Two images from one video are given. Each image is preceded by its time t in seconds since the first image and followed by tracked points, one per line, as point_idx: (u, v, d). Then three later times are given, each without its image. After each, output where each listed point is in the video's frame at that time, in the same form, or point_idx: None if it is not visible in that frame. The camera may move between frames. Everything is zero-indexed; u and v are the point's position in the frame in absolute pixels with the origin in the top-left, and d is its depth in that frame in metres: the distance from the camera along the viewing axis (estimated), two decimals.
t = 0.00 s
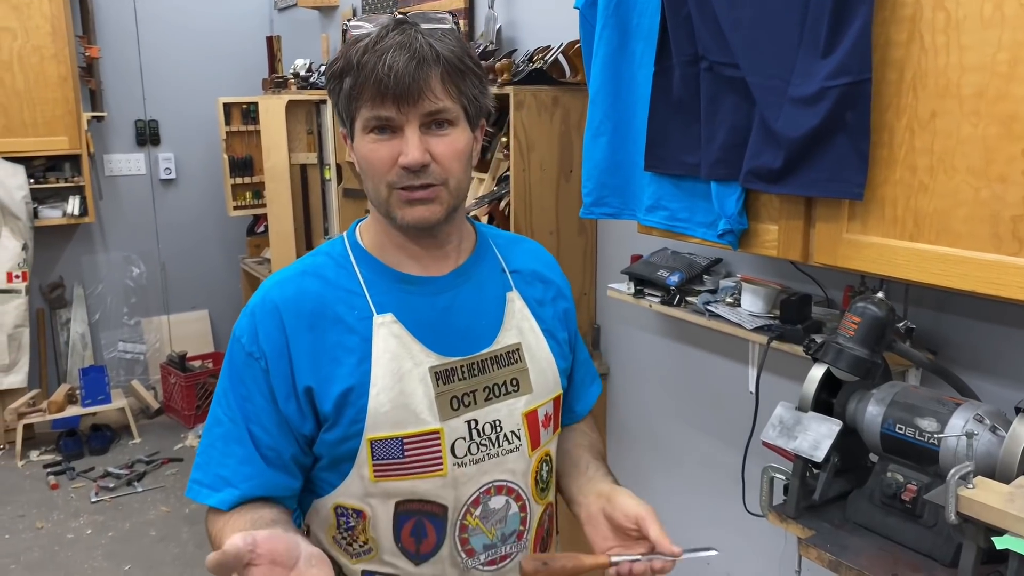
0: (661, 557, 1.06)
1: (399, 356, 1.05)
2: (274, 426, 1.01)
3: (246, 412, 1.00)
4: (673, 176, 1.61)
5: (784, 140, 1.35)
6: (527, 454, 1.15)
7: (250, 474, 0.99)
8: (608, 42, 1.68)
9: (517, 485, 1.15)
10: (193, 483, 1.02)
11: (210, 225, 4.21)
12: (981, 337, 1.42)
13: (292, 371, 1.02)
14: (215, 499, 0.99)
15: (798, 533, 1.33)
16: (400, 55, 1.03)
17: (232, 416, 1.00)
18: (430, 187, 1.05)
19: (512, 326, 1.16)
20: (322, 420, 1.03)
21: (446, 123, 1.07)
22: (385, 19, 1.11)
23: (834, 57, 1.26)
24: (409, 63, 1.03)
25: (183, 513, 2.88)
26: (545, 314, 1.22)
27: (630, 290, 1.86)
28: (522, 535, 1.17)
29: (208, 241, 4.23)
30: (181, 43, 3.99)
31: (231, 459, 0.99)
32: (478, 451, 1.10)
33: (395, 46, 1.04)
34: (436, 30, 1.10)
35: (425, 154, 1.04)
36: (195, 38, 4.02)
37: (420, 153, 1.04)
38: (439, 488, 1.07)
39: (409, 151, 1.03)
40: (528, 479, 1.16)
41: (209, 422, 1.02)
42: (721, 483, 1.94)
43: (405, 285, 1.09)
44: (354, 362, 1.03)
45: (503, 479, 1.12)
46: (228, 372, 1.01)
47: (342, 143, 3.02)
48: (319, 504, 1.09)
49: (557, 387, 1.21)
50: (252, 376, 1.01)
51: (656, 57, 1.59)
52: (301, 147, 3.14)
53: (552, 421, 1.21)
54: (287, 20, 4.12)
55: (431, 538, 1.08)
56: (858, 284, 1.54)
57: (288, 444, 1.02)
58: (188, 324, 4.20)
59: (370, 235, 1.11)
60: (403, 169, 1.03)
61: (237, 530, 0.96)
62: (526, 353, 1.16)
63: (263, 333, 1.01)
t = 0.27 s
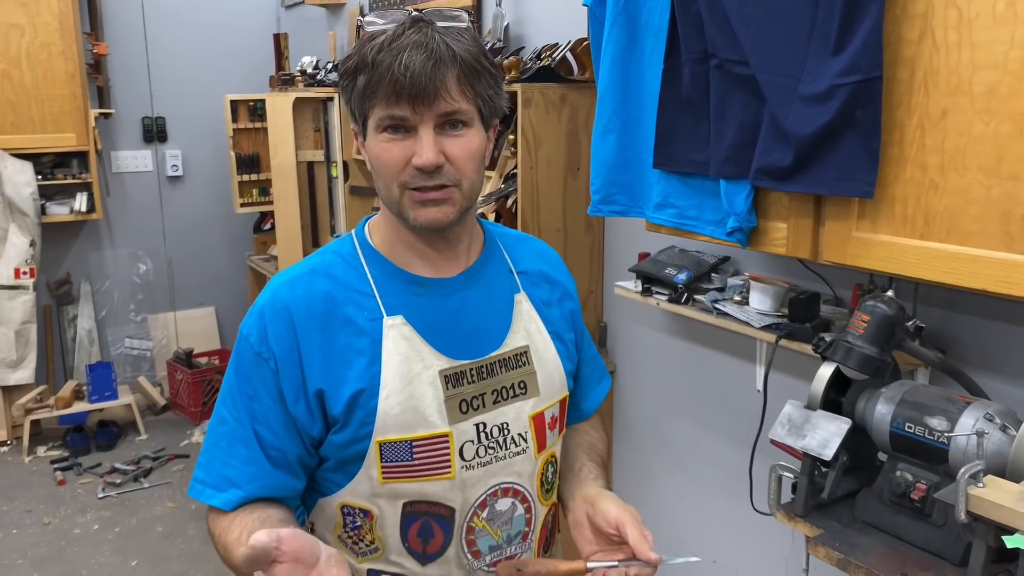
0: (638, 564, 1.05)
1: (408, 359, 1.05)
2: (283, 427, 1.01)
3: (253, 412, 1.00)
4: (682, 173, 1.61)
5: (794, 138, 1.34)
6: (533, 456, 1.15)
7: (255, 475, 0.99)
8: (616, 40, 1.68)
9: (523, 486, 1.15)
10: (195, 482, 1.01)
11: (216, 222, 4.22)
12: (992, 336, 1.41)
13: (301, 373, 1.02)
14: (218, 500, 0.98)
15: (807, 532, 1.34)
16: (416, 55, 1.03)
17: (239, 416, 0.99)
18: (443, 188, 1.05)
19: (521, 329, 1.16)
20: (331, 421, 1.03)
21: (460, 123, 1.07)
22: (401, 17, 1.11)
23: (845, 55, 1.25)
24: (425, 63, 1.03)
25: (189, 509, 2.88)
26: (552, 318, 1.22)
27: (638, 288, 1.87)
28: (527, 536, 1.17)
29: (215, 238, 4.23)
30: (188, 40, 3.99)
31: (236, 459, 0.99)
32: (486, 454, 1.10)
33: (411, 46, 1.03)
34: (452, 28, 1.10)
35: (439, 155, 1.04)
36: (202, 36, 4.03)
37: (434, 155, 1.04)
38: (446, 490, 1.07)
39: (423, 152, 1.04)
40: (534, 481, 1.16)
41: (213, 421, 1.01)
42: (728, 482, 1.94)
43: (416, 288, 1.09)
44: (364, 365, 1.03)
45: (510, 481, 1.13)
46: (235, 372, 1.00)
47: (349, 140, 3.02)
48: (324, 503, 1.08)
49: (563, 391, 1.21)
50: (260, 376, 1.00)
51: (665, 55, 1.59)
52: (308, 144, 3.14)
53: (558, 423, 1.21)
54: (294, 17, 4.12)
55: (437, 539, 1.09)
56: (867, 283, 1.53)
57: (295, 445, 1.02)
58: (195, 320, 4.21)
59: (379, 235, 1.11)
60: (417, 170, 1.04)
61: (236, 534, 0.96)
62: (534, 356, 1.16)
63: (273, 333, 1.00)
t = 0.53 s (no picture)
0: (629, 557, 1.05)
1: (413, 353, 1.05)
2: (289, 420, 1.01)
3: (260, 407, 1.00)
4: (688, 172, 1.61)
5: (801, 137, 1.34)
6: (539, 449, 1.15)
7: (264, 469, 0.99)
8: (623, 39, 1.68)
9: (531, 480, 1.15)
10: (204, 482, 1.01)
11: (221, 220, 4.22)
12: (998, 336, 1.41)
13: (306, 367, 1.02)
14: (228, 495, 0.99)
15: (812, 531, 1.33)
16: (423, 56, 1.03)
17: (247, 411, 1.00)
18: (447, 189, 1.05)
19: (524, 323, 1.17)
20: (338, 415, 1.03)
21: (466, 124, 1.07)
22: (409, 18, 1.11)
23: (852, 54, 1.25)
24: (433, 64, 1.03)
25: (194, 506, 2.89)
26: (555, 313, 1.22)
27: (643, 287, 1.87)
28: (535, 530, 1.17)
29: (220, 236, 4.24)
30: (194, 38, 4.00)
31: (245, 453, 0.99)
32: (493, 447, 1.10)
33: (419, 47, 1.04)
34: (459, 31, 1.10)
35: (444, 155, 1.04)
36: (208, 34, 4.03)
37: (438, 154, 1.04)
38: (454, 483, 1.07)
39: (428, 152, 1.04)
40: (541, 474, 1.17)
41: (222, 418, 1.01)
42: (733, 481, 1.94)
43: (420, 282, 1.09)
44: (370, 358, 1.04)
45: (517, 474, 1.13)
46: (242, 367, 1.01)
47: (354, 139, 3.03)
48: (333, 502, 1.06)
49: (568, 384, 1.22)
50: (267, 370, 1.00)
51: (672, 54, 1.59)
52: (313, 142, 3.13)
53: (564, 417, 1.21)
54: (300, 16, 4.13)
55: (445, 534, 1.09)
56: (873, 283, 1.53)
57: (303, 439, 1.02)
58: (200, 318, 4.22)
59: (383, 232, 1.11)
60: (421, 169, 1.04)
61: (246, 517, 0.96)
62: (538, 349, 1.17)
63: (279, 327, 1.01)
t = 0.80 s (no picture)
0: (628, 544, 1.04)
1: (416, 343, 1.06)
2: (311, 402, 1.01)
3: (282, 393, 0.99)
4: (692, 172, 1.61)
5: (806, 137, 1.34)
6: (543, 440, 1.15)
7: (298, 450, 0.97)
8: (627, 38, 1.68)
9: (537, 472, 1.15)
10: (226, 482, 0.97)
11: (225, 218, 4.23)
12: (1001, 337, 1.41)
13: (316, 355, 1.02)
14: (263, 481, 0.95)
15: (815, 531, 1.33)
16: (422, 51, 1.03)
17: (270, 397, 0.98)
18: (445, 182, 1.06)
19: (524, 314, 1.17)
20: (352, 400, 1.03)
21: (465, 118, 1.08)
22: (409, 15, 1.11)
23: (856, 54, 1.25)
24: (432, 58, 1.03)
25: (198, 504, 2.90)
26: (557, 308, 1.23)
27: (647, 286, 1.88)
28: (542, 522, 1.18)
29: (224, 234, 4.25)
30: (199, 36, 4.00)
31: (276, 438, 0.97)
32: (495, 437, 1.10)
33: (417, 42, 1.04)
34: (457, 26, 1.10)
35: (443, 149, 1.04)
36: (212, 32, 4.04)
37: (438, 148, 1.04)
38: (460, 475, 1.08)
39: (427, 146, 1.04)
40: (545, 466, 1.17)
41: (245, 412, 0.99)
42: (736, 480, 1.94)
43: (422, 274, 1.09)
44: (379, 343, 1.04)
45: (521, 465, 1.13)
46: (258, 356, 0.99)
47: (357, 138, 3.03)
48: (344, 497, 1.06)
49: (571, 377, 1.22)
50: (285, 355, 1.00)
51: (677, 53, 1.59)
52: (317, 141, 3.14)
53: (566, 409, 1.21)
54: (304, 14, 4.13)
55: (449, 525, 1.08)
56: (877, 282, 1.52)
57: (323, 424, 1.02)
58: (204, 316, 4.23)
59: (384, 228, 1.12)
60: (421, 163, 1.04)
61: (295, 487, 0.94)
62: (538, 340, 1.17)
63: (291, 313, 1.01)
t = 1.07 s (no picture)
0: (639, 540, 1.06)
1: (426, 344, 1.06)
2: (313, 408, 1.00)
3: (283, 397, 0.99)
4: (694, 172, 1.61)
5: (808, 137, 1.34)
6: (551, 439, 1.15)
7: (295, 457, 0.97)
8: (629, 38, 1.68)
9: (543, 472, 1.15)
10: (222, 479, 0.98)
11: (227, 217, 4.24)
12: (1003, 338, 1.41)
13: (323, 357, 1.02)
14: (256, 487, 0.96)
15: (816, 531, 1.33)
16: (425, 45, 1.03)
17: (271, 401, 0.98)
18: (453, 176, 1.06)
19: (532, 315, 1.17)
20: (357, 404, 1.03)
21: (469, 111, 1.08)
22: (409, 12, 1.11)
23: (859, 55, 1.25)
24: (435, 52, 1.03)
25: (199, 502, 2.90)
26: (563, 308, 1.23)
27: (648, 286, 1.88)
28: (549, 521, 1.18)
29: (226, 233, 4.25)
30: (201, 35, 4.01)
31: (274, 443, 0.97)
32: (505, 437, 1.10)
33: (420, 36, 1.04)
34: (459, 22, 1.11)
35: (450, 142, 1.04)
36: (214, 31, 4.04)
37: (444, 141, 1.04)
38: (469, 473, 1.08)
39: (434, 138, 1.04)
40: (553, 466, 1.17)
41: (244, 412, 0.99)
42: (738, 480, 1.94)
43: (430, 275, 1.10)
44: (386, 346, 1.04)
45: (530, 464, 1.13)
46: (261, 358, 0.99)
47: (360, 137, 3.03)
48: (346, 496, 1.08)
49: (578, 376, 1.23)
50: (288, 359, 1.00)
51: (679, 53, 1.59)
52: (319, 140, 3.15)
53: (573, 408, 1.22)
54: (307, 13, 4.14)
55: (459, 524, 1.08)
56: (879, 283, 1.53)
57: (325, 428, 1.02)
58: (206, 315, 4.24)
59: (391, 226, 1.12)
60: (428, 156, 1.04)
61: (298, 497, 0.95)
62: (547, 340, 1.17)
63: (297, 316, 1.01)
